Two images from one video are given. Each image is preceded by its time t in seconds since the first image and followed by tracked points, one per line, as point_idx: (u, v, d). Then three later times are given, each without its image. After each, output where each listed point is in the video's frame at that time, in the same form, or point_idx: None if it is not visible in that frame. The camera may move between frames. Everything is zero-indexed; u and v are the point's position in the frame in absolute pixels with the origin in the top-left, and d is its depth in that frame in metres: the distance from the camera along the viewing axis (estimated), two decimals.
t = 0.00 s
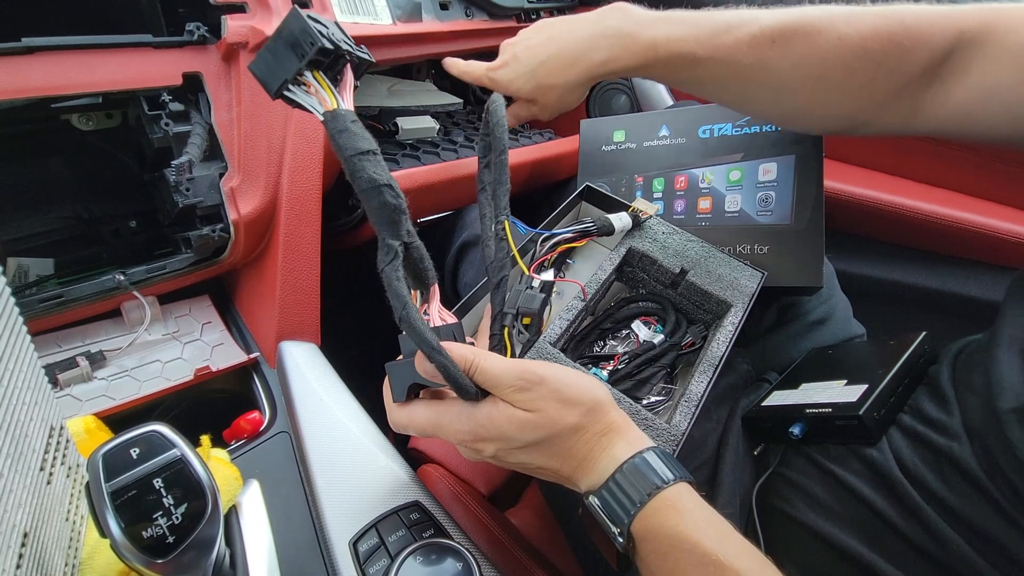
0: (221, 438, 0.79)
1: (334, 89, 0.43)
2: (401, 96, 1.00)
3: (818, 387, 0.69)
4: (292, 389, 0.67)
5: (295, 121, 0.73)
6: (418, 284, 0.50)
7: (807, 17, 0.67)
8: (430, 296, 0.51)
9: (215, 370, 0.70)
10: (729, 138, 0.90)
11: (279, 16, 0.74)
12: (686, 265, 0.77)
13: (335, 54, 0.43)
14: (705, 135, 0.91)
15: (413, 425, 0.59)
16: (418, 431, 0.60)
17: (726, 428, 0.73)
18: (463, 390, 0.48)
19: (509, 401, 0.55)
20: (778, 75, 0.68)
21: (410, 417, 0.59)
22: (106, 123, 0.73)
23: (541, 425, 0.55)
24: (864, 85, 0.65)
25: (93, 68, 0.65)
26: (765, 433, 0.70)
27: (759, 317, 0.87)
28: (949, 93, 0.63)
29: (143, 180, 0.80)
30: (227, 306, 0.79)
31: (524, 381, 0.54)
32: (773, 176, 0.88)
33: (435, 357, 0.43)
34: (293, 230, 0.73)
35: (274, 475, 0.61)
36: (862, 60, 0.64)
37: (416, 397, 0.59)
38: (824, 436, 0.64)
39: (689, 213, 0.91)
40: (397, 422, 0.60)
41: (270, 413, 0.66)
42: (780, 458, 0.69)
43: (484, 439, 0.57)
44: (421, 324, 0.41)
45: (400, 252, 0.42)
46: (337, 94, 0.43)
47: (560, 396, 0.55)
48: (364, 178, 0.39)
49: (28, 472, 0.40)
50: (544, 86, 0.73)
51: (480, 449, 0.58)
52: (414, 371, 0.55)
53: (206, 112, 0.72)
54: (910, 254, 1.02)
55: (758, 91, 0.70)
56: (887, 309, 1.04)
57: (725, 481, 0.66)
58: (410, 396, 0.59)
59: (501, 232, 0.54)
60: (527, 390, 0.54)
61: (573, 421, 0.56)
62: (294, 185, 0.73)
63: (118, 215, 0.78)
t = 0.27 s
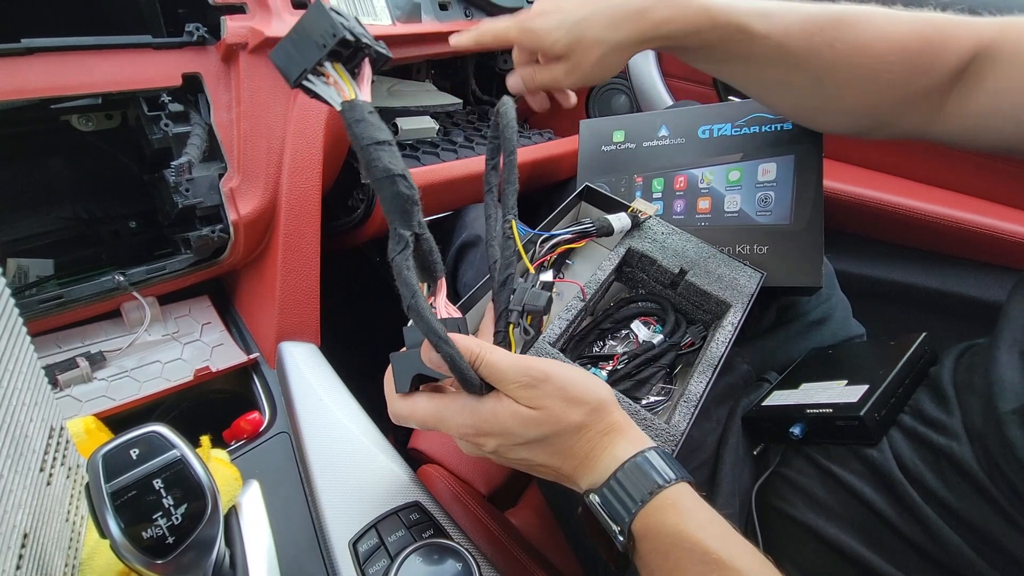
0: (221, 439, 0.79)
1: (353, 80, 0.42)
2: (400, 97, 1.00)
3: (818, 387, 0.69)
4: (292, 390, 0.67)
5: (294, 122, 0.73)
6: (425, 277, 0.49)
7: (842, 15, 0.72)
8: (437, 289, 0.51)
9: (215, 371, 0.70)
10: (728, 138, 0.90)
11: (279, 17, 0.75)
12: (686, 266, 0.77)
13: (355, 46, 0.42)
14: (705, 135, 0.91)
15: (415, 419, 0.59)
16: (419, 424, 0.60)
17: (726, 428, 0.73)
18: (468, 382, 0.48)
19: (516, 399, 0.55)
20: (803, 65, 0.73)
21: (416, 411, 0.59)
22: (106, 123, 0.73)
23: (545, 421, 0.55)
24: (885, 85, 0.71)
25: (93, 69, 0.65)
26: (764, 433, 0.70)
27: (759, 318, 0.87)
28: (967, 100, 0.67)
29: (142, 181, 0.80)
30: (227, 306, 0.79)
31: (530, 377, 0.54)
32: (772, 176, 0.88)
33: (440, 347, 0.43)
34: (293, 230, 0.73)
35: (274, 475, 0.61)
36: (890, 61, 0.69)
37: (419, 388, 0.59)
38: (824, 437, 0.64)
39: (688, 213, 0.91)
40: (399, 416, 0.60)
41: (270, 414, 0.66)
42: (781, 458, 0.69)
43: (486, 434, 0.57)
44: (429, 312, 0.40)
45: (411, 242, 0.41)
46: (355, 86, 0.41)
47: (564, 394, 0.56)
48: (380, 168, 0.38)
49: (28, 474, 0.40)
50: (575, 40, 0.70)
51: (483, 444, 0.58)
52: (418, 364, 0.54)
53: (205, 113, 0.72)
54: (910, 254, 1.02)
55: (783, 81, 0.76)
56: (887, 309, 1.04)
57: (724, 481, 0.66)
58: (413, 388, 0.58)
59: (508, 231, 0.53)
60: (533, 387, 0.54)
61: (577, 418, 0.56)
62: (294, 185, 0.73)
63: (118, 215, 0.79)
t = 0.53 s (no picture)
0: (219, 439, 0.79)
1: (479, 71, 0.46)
2: (400, 96, 1.01)
3: (818, 387, 0.69)
4: (291, 390, 0.67)
5: (293, 120, 0.73)
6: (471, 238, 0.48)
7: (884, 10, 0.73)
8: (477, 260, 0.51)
9: (214, 371, 0.70)
10: (728, 137, 0.90)
11: (278, 17, 0.75)
12: (692, 270, 0.78)
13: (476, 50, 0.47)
14: (705, 134, 0.91)
15: (430, 380, 0.56)
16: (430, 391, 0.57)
17: (726, 429, 0.73)
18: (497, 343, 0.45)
19: (535, 365, 0.53)
20: (852, 50, 0.72)
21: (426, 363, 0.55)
22: (105, 123, 0.73)
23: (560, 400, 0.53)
24: (917, 88, 0.73)
25: (91, 68, 0.65)
26: (765, 432, 0.70)
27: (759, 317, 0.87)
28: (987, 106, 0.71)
29: (142, 181, 0.80)
30: (226, 306, 0.79)
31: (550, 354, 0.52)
32: (772, 175, 0.87)
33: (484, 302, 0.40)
34: (292, 230, 0.73)
35: (273, 475, 0.60)
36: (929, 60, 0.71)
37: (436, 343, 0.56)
38: (824, 436, 0.65)
39: (688, 213, 0.91)
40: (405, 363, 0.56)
41: (269, 414, 0.66)
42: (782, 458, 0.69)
43: (497, 404, 0.54)
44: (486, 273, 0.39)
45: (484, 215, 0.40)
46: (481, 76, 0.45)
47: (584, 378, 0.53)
48: (480, 141, 0.39)
49: (26, 474, 0.40)
50: None
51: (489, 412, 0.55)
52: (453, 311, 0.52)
53: (203, 112, 0.72)
54: (911, 254, 1.02)
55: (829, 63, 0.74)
56: (887, 309, 1.04)
57: (724, 481, 0.66)
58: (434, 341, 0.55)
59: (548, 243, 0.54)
60: (551, 360, 0.52)
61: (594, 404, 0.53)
62: (292, 184, 0.73)
63: (117, 215, 0.79)
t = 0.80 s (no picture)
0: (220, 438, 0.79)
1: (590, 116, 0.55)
2: (401, 96, 1.01)
3: (819, 387, 0.69)
4: (292, 389, 0.67)
5: (294, 120, 0.74)
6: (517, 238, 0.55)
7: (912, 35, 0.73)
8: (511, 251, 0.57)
9: (215, 370, 0.70)
10: (727, 138, 0.90)
11: (278, 16, 0.74)
12: (702, 275, 0.80)
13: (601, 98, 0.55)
14: (705, 134, 0.91)
15: (452, 334, 0.50)
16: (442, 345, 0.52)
17: (727, 428, 0.73)
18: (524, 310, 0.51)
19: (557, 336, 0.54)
20: (881, 74, 0.72)
21: (451, 327, 0.51)
22: (105, 123, 0.73)
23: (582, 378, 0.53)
24: (940, 114, 0.72)
25: (92, 68, 0.65)
26: (765, 432, 0.70)
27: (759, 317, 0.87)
28: (999, 133, 0.70)
29: (142, 181, 0.80)
30: (227, 305, 0.79)
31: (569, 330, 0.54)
32: (772, 175, 0.87)
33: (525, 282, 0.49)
34: (293, 229, 0.73)
35: (274, 474, 0.60)
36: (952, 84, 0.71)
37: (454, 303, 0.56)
38: (825, 435, 0.65)
39: (688, 213, 0.91)
40: (422, 319, 0.51)
41: (270, 413, 0.66)
42: (783, 458, 0.69)
43: (511, 366, 0.51)
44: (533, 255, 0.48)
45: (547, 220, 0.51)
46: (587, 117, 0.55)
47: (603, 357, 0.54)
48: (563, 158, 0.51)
49: (28, 473, 0.40)
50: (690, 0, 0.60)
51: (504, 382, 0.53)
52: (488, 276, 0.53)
53: (204, 112, 0.72)
54: (911, 253, 1.02)
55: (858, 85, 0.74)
56: (887, 309, 1.04)
57: (725, 481, 0.66)
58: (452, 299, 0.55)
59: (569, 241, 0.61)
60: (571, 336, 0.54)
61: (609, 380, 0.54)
62: (293, 184, 0.73)
63: (117, 215, 0.79)
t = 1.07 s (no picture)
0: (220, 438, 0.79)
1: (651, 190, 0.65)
2: (400, 96, 1.01)
3: (819, 387, 0.69)
4: (292, 390, 0.67)
5: (294, 121, 0.74)
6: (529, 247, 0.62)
7: (940, 79, 0.74)
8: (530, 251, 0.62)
9: (215, 371, 0.70)
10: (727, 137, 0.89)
11: (278, 16, 0.74)
12: (700, 275, 0.82)
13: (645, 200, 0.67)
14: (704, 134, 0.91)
15: (497, 296, 0.54)
16: (484, 306, 0.55)
17: (727, 428, 0.73)
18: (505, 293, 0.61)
19: (587, 321, 0.57)
20: (904, 116, 0.72)
21: (495, 288, 0.54)
22: (105, 123, 0.73)
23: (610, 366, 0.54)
24: (963, 150, 0.71)
25: (92, 68, 0.65)
26: (766, 432, 0.70)
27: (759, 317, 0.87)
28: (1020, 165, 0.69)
29: (142, 181, 0.80)
30: (227, 305, 0.79)
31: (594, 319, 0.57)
32: (772, 174, 0.87)
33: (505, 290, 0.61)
34: (293, 230, 0.73)
35: (274, 474, 0.60)
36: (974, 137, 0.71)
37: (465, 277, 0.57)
38: (825, 435, 0.65)
39: (688, 212, 0.92)
40: (473, 274, 0.55)
41: (270, 414, 0.66)
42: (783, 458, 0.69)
43: (541, 341, 0.53)
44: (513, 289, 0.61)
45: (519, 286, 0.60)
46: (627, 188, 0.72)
47: (628, 355, 0.56)
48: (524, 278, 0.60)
49: (27, 473, 0.40)
50: (716, 92, 0.69)
51: (529, 353, 0.53)
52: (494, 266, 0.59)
53: (204, 112, 0.72)
54: (911, 253, 1.02)
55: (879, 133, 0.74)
56: (888, 308, 1.04)
57: (725, 481, 0.66)
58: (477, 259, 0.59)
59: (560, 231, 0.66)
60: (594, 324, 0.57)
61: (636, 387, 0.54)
62: (293, 184, 0.73)
63: (117, 215, 0.79)
